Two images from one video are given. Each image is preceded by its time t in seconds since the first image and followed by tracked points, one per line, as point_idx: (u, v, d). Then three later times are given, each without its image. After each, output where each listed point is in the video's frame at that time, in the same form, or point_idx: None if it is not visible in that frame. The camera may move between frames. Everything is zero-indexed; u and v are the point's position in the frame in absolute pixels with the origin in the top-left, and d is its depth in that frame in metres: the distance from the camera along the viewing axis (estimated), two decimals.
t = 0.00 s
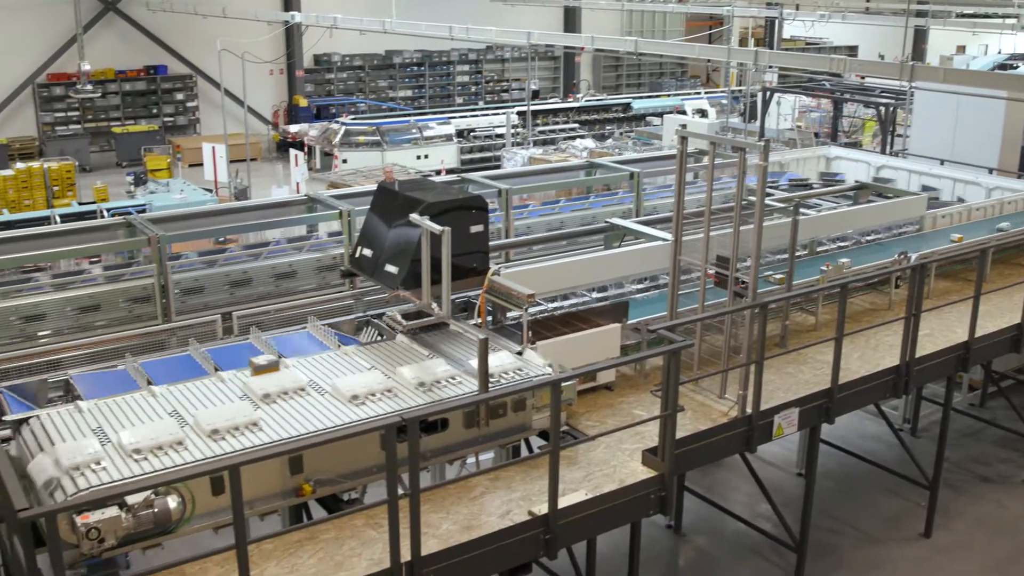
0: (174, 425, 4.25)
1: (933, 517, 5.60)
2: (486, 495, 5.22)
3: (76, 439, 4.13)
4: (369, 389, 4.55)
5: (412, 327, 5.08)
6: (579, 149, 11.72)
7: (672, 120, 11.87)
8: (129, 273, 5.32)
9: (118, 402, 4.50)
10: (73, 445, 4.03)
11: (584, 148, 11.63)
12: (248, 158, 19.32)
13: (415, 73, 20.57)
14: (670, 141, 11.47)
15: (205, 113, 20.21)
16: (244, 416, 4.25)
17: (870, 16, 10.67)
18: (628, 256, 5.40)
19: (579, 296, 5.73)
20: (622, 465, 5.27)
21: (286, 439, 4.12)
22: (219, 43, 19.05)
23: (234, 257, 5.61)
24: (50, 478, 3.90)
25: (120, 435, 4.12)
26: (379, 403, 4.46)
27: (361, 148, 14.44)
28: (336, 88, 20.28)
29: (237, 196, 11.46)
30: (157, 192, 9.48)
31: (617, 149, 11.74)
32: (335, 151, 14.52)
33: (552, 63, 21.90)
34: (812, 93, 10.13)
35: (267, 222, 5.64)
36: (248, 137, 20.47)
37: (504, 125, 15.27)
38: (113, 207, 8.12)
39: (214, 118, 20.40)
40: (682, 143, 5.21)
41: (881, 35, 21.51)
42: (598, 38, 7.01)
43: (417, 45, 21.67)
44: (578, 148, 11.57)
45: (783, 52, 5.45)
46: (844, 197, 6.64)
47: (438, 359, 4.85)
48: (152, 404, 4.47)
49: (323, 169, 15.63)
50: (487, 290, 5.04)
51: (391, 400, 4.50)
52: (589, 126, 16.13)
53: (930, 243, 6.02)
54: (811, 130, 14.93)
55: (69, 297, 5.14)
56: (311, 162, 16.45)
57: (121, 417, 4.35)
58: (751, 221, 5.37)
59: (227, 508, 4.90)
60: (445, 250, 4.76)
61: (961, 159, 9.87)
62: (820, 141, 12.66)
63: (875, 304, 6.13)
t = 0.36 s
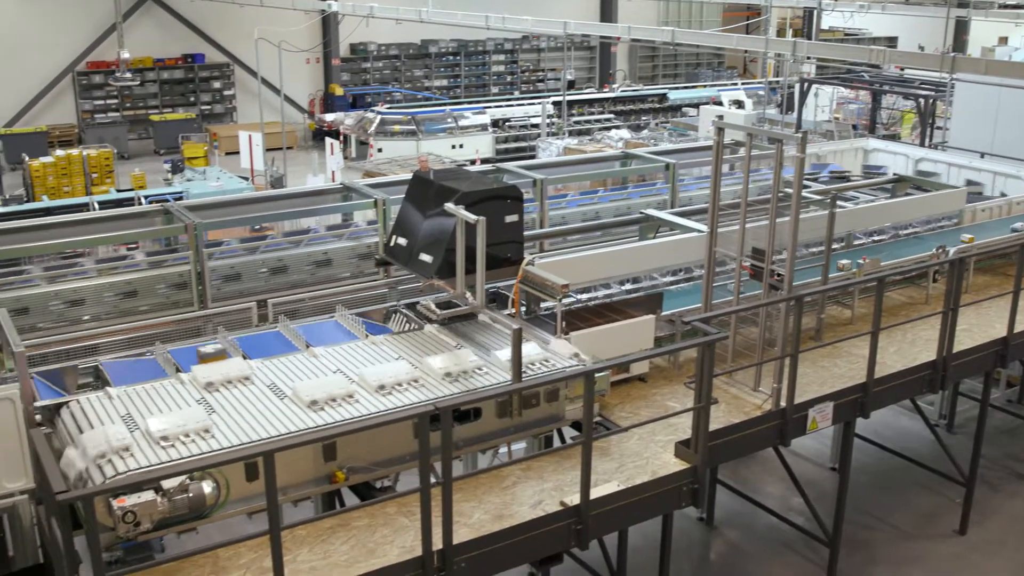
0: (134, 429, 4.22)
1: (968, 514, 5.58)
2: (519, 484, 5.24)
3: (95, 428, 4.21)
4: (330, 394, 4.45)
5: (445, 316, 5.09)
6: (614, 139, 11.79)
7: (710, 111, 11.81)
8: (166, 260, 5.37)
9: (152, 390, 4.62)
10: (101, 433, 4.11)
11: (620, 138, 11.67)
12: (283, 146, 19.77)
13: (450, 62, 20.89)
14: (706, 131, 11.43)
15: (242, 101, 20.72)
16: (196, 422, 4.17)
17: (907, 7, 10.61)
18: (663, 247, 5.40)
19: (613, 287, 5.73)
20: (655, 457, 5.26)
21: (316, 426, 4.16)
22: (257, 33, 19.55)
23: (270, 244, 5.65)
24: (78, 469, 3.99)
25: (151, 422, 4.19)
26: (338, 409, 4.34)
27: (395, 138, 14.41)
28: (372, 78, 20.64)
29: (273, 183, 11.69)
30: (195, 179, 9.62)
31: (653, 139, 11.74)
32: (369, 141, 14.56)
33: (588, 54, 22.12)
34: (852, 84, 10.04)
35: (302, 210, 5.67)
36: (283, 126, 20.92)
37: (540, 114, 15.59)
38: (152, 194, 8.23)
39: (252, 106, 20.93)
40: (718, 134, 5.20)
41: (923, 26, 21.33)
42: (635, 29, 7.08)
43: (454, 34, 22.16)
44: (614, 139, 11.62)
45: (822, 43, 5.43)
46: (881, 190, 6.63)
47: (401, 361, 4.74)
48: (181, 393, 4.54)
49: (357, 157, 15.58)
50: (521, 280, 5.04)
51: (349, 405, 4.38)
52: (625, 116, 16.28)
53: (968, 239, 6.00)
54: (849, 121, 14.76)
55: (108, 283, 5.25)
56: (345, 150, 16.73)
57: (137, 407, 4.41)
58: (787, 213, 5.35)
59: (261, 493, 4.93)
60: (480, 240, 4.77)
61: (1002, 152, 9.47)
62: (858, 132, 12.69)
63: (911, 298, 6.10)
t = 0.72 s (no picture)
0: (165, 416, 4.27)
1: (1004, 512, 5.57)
2: (551, 475, 5.24)
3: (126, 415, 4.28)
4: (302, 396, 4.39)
5: (478, 307, 5.10)
6: (649, 131, 11.84)
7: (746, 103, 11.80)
8: (203, 248, 5.42)
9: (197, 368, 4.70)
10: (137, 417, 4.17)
11: (655, 130, 11.72)
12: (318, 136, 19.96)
13: (485, 53, 21.20)
14: (743, 124, 11.45)
15: (278, 91, 21.10)
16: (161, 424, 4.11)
17: None
18: (697, 240, 5.38)
19: (646, 279, 5.72)
20: (687, 450, 5.25)
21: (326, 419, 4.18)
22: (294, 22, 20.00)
23: (305, 234, 5.69)
24: (116, 456, 4.05)
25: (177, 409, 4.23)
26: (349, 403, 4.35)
27: (431, 128, 14.76)
28: (406, 67, 21.11)
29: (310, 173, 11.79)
30: (230, 168, 9.70)
31: (688, 132, 11.77)
32: (404, 130, 14.98)
33: (624, 45, 22.42)
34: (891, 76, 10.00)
35: (337, 199, 5.71)
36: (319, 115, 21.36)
37: (574, 106, 15.75)
38: (189, 182, 8.30)
39: (286, 96, 21.24)
40: (754, 127, 5.16)
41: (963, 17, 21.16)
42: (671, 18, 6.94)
43: (490, 24, 22.52)
44: (649, 130, 11.67)
45: (861, 35, 5.38)
46: (919, 183, 6.63)
47: (364, 366, 4.66)
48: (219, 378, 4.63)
49: (393, 148, 16.08)
50: (554, 272, 5.03)
51: (305, 412, 4.29)
52: (660, 108, 16.38)
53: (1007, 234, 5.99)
54: (886, 114, 14.63)
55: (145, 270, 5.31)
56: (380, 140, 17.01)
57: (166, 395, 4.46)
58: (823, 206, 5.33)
59: (294, 481, 4.97)
60: (513, 230, 4.77)
61: None
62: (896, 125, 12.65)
63: (949, 293, 6.08)
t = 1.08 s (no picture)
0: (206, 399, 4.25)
1: None
2: (582, 467, 5.23)
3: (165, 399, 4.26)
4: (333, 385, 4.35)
5: (511, 297, 5.09)
6: (685, 124, 11.92)
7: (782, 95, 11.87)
8: (239, 237, 5.46)
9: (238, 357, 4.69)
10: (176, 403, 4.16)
11: (691, 122, 11.77)
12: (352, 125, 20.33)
13: (522, 44, 21.42)
14: (780, 116, 11.50)
15: (314, 81, 21.51)
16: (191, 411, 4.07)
17: None
18: (732, 233, 5.37)
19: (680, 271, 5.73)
20: (719, 444, 5.23)
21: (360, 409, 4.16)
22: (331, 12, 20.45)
23: (340, 224, 5.72)
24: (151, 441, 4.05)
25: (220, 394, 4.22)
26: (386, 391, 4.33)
27: (465, 119, 15.11)
28: (442, 57, 21.41)
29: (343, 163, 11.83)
30: (266, 157, 9.82)
31: (724, 124, 11.70)
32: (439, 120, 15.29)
33: (660, 36, 22.76)
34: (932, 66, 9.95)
35: (371, 189, 5.75)
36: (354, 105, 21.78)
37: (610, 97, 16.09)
38: (227, 170, 8.41)
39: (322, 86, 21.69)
40: (791, 119, 5.10)
41: (1007, 10, 20.96)
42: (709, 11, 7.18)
43: (525, 15, 22.72)
44: (684, 122, 11.73)
45: (900, 28, 5.55)
46: (958, 178, 6.60)
47: (387, 357, 4.60)
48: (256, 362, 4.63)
49: (427, 138, 16.09)
50: (587, 264, 5.01)
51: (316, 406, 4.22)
52: (696, 100, 16.49)
53: None
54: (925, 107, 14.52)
55: (181, 259, 5.37)
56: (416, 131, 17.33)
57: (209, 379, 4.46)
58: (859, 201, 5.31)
59: (327, 469, 5.00)
60: (548, 221, 4.76)
61: None
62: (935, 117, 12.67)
63: (987, 289, 6.05)
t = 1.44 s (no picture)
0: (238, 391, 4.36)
1: None
2: (613, 463, 5.22)
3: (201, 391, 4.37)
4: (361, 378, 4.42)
5: (544, 293, 5.08)
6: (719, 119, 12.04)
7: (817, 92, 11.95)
8: (273, 229, 5.51)
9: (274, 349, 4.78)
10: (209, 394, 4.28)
11: (725, 118, 11.90)
12: (387, 119, 20.80)
13: (556, 38, 22.05)
14: (815, 113, 11.62)
15: (349, 75, 22.24)
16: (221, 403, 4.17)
17: None
18: (766, 229, 5.38)
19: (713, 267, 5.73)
20: (750, 441, 5.21)
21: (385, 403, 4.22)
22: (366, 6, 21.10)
23: (374, 217, 5.76)
24: (185, 429, 4.17)
25: (252, 386, 4.33)
26: (417, 384, 4.39)
27: (499, 113, 15.20)
28: (476, 52, 21.88)
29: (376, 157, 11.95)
30: (301, 151, 9.94)
31: (758, 120, 12.05)
32: (473, 115, 15.46)
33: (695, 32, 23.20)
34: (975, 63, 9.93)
35: (403, 183, 5.78)
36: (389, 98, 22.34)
37: (644, 93, 16.34)
38: (260, 162, 8.50)
39: (356, 80, 22.38)
40: (827, 116, 5.05)
41: None
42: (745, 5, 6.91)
43: (558, 9, 23.14)
44: (719, 119, 11.86)
45: (938, 24, 5.51)
46: (996, 176, 6.58)
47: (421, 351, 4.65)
48: (289, 355, 4.71)
49: (461, 132, 16.71)
50: (621, 259, 5.03)
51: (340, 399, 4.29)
52: (731, 96, 16.59)
53: None
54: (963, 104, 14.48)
55: (213, 250, 5.41)
56: (450, 125, 17.63)
57: (244, 370, 4.57)
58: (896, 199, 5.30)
59: (359, 462, 5.01)
60: (581, 217, 4.75)
61: None
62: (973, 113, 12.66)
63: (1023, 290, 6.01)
